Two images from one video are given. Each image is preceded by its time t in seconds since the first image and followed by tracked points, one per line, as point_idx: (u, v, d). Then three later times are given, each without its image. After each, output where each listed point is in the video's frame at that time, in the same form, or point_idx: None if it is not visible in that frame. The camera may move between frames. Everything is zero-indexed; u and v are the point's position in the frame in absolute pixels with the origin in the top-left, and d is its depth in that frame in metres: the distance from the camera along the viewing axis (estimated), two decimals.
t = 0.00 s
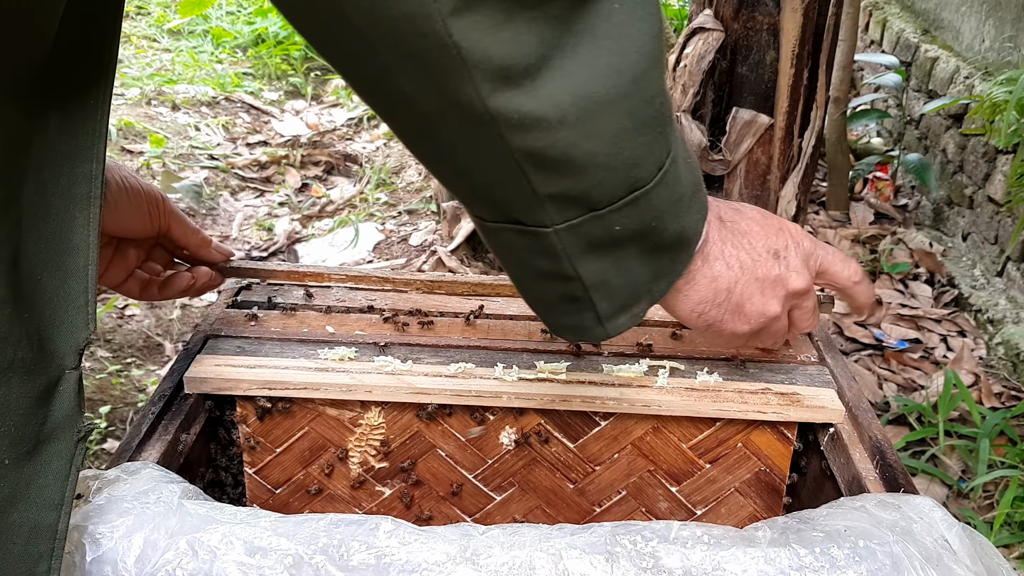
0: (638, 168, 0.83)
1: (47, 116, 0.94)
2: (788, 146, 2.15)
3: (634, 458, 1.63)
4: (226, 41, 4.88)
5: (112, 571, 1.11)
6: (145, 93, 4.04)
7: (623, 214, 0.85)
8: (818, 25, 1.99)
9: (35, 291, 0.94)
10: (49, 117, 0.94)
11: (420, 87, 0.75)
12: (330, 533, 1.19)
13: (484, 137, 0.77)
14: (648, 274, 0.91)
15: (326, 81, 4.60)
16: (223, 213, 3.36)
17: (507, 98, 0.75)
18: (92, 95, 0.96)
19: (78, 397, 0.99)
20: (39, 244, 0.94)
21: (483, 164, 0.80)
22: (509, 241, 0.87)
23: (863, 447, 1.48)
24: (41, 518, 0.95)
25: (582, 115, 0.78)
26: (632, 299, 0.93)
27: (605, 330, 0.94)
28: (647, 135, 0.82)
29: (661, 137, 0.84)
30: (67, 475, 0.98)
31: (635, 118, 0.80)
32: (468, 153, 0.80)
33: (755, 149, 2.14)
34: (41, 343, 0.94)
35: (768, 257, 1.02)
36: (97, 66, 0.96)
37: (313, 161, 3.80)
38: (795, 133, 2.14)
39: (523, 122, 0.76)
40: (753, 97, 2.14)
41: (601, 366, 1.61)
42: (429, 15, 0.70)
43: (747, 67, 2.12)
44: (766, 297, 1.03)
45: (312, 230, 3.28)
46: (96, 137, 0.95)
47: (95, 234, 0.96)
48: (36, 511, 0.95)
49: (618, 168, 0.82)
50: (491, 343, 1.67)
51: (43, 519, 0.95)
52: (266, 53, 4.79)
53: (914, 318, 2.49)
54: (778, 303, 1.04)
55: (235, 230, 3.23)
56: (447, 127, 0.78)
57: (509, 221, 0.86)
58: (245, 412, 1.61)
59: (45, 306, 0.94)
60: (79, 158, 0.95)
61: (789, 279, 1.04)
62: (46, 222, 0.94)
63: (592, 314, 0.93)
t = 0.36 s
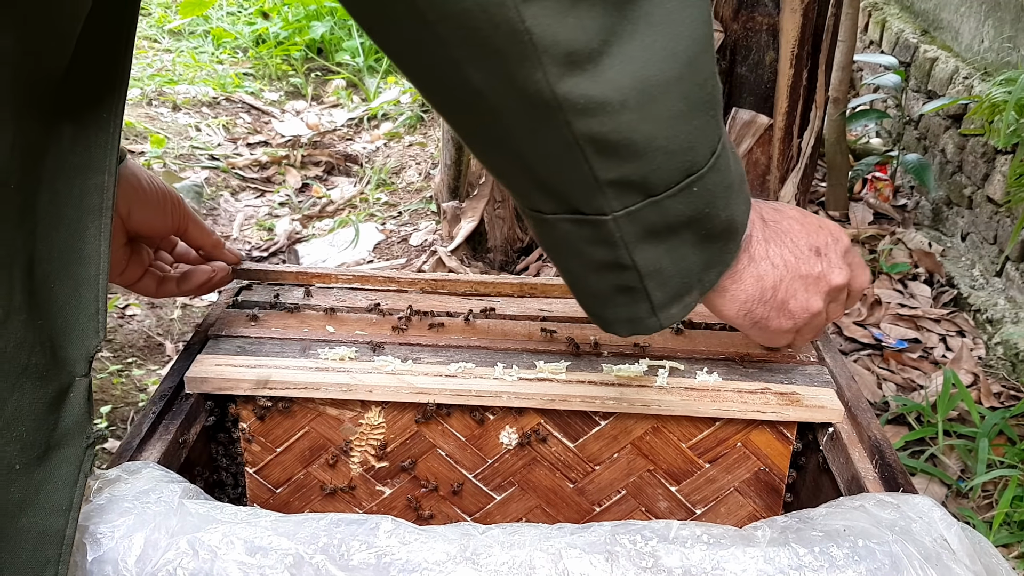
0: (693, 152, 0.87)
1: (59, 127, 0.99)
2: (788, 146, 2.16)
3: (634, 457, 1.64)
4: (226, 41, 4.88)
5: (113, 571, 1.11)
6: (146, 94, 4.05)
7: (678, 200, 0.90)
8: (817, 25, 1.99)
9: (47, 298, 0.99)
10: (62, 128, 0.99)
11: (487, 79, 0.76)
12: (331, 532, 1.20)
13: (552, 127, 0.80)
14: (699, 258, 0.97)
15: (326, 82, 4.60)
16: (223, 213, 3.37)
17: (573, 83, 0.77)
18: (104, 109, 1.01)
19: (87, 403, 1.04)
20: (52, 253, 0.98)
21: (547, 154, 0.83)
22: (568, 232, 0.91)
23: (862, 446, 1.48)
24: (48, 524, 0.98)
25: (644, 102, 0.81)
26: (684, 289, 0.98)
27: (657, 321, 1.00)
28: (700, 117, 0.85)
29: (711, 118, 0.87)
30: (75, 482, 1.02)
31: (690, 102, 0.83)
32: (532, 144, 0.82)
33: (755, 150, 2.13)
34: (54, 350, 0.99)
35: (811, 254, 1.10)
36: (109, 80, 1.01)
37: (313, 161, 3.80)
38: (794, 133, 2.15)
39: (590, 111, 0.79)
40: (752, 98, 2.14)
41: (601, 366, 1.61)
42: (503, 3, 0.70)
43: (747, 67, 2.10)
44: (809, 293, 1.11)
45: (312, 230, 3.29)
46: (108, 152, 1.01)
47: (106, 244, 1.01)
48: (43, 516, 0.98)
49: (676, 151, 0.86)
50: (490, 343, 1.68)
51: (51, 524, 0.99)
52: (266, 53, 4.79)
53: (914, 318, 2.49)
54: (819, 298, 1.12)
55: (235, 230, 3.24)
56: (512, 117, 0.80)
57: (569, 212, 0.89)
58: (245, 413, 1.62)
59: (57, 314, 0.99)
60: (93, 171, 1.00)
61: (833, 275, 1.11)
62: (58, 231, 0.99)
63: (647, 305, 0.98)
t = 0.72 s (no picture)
0: (732, 141, 0.90)
1: (72, 149, 1.04)
2: (788, 146, 2.16)
3: (634, 457, 1.64)
4: (227, 41, 4.88)
5: (113, 570, 1.12)
6: (146, 94, 4.05)
7: (718, 189, 0.93)
8: (816, 25, 2.00)
9: (56, 316, 1.03)
10: (74, 149, 1.04)
11: (542, 77, 0.79)
12: (331, 532, 1.20)
13: (603, 120, 0.82)
14: (734, 249, 1.01)
15: (326, 82, 4.60)
16: (224, 213, 3.37)
17: (624, 76, 0.79)
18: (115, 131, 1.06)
19: (94, 420, 1.08)
20: (62, 270, 1.04)
21: (596, 149, 0.85)
22: (611, 229, 0.93)
23: (862, 446, 1.48)
24: (53, 542, 1.00)
25: (689, 92, 0.83)
26: (721, 282, 1.03)
27: (697, 315, 1.04)
28: (738, 108, 0.89)
29: (745, 108, 0.90)
30: (81, 499, 1.04)
31: (728, 91, 0.86)
32: (581, 140, 0.84)
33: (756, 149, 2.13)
34: (62, 368, 1.04)
35: (824, 241, 1.26)
36: (121, 105, 1.07)
37: (313, 161, 3.80)
38: (794, 133, 2.15)
39: (640, 102, 0.81)
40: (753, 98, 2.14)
41: (601, 366, 1.61)
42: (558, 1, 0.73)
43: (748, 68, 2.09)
44: (835, 275, 1.26)
45: (312, 230, 3.29)
46: (118, 172, 1.06)
47: (115, 263, 1.07)
48: (48, 533, 1.00)
49: (716, 140, 0.88)
50: (490, 342, 1.68)
51: (56, 542, 1.00)
52: (266, 53, 4.80)
53: (913, 318, 2.49)
54: (843, 277, 1.27)
55: (236, 230, 3.24)
56: (564, 114, 0.82)
57: (613, 208, 0.91)
58: (245, 413, 1.63)
59: (67, 332, 1.04)
60: (101, 193, 1.06)
61: (849, 252, 1.27)
62: (68, 249, 1.04)
63: (687, 300, 1.02)
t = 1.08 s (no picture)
0: (736, 149, 0.91)
1: (81, 154, 1.05)
2: (788, 146, 2.16)
3: (634, 457, 1.64)
4: (227, 41, 4.89)
5: (113, 570, 1.12)
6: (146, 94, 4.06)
7: (721, 197, 0.94)
8: (817, 25, 2.00)
9: (65, 319, 1.03)
10: (83, 155, 1.05)
11: (549, 85, 0.79)
12: (332, 532, 1.20)
13: (609, 128, 0.82)
14: (736, 257, 1.01)
15: (326, 82, 4.60)
16: (224, 213, 3.38)
17: (632, 84, 0.79)
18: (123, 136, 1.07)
19: (101, 425, 1.08)
20: (71, 275, 1.04)
21: (602, 156, 0.85)
22: (615, 236, 0.93)
23: (862, 446, 1.48)
24: (59, 545, 1.00)
25: (694, 100, 0.83)
26: (723, 290, 1.03)
27: (699, 322, 1.04)
28: (742, 115, 0.89)
29: (749, 116, 0.91)
30: (88, 502, 1.04)
31: (733, 100, 0.87)
32: (586, 147, 0.84)
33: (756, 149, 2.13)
34: (71, 372, 1.04)
35: (819, 251, 1.29)
36: (130, 110, 1.08)
37: (313, 161, 3.80)
38: (794, 133, 2.15)
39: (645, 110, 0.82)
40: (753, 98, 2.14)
41: (601, 366, 1.61)
42: (568, 9, 0.73)
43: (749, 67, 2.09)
44: (830, 284, 1.27)
45: (312, 230, 3.29)
46: (126, 177, 1.07)
47: (123, 269, 1.07)
48: (55, 537, 1.00)
49: (721, 148, 0.89)
50: (490, 342, 1.67)
51: (61, 546, 1.00)
52: (266, 53, 4.80)
53: (913, 318, 2.49)
54: (838, 288, 1.29)
55: (236, 230, 3.24)
56: (570, 121, 0.82)
57: (617, 215, 0.91)
58: (245, 413, 1.63)
59: (76, 335, 1.04)
60: (110, 198, 1.06)
61: (844, 265, 1.30)
62: (78, 255, 1.04)
63: (689, 307, 1.02)
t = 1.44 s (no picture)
0: (741, 155, 0.91)
1: (85, 159, 1.06)
2: (788, 146, 2.17)
3: (634, 457, 1.64)
4: (227, 41, 4.90)
5: (113, 569, 1.12)
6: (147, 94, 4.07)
7: (725, 203, 0.94)
8: (816, 25, 2.00)
9: (71, 323, 1.05)
10: (88, 160, 1.06)
11: (554, 92, 0.79)
12: (333, 531, 1.20)
13: (615, 134, 0.83)
14: (739, 263, 1.01)
15: (326, 82, 4.61)
16: (224, 213, 3.39)
17: (638, 91, 0.80)
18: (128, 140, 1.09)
19: (104, 428, 1.09)
20: (75, 279, 1.06)
21: (607, 163, 0.86)
22: (620, 241, 0.93)
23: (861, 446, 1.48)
24: (63, 548, 1.00)
25: (700, 107, 0.84)
26: (727, 295, 1.03)
27: (703, 328, 1.04)
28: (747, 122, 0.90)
29: (753, 122, 0.91)
30: (90, 505, 1.05)
31: (738, 107, 0.88)
32: (591, 153, 0.85)
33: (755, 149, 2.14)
34: (75, 375, 1.05)
35: (821, 256, 1.28)
36: (134, 116, 1.10)
37: (313, 161, 3.81)
38: (793, 134, 2.16)
39: (651, 117, 0.82)
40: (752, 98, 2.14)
41: (601, 366, 1.62)
42: (573, 16, 0.74)
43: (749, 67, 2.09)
44: (830, 289, 1.28)
45: (312, 230, 3.29)
46: (130, 180, 1.10)
47: (127, 273, 1.09)
48: (59, 540, 1.00)
49: (726, 154, 0.89)
50: (490, 342, 1.68)
51: (65, 548, 1.01)
52: (266, 53, 4.81)
53: (913, 318, 2.50)
54: (837, 293, 1.29)
55: (236, 230, 3.25)
56: (575, 128, 0.83)
57: (621, 221, 0.91)
58: (245, 413, 1.63)
59: (80, 339, 1.05)
60: (115, 202, 1.09)
61: (844, 270, 1.30)
62: (81, 257, 1.06)
63: (693, 313, 1.02)
